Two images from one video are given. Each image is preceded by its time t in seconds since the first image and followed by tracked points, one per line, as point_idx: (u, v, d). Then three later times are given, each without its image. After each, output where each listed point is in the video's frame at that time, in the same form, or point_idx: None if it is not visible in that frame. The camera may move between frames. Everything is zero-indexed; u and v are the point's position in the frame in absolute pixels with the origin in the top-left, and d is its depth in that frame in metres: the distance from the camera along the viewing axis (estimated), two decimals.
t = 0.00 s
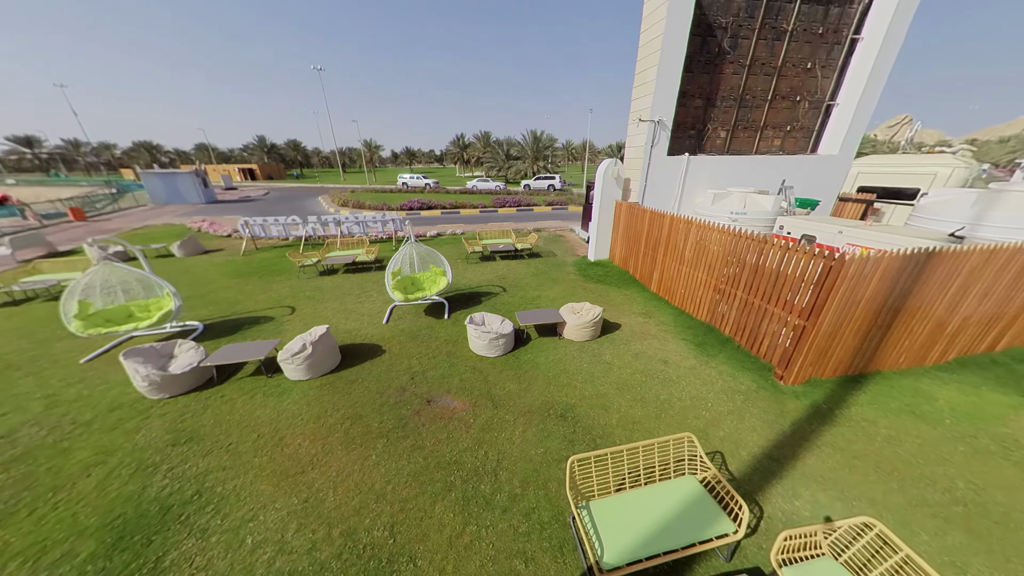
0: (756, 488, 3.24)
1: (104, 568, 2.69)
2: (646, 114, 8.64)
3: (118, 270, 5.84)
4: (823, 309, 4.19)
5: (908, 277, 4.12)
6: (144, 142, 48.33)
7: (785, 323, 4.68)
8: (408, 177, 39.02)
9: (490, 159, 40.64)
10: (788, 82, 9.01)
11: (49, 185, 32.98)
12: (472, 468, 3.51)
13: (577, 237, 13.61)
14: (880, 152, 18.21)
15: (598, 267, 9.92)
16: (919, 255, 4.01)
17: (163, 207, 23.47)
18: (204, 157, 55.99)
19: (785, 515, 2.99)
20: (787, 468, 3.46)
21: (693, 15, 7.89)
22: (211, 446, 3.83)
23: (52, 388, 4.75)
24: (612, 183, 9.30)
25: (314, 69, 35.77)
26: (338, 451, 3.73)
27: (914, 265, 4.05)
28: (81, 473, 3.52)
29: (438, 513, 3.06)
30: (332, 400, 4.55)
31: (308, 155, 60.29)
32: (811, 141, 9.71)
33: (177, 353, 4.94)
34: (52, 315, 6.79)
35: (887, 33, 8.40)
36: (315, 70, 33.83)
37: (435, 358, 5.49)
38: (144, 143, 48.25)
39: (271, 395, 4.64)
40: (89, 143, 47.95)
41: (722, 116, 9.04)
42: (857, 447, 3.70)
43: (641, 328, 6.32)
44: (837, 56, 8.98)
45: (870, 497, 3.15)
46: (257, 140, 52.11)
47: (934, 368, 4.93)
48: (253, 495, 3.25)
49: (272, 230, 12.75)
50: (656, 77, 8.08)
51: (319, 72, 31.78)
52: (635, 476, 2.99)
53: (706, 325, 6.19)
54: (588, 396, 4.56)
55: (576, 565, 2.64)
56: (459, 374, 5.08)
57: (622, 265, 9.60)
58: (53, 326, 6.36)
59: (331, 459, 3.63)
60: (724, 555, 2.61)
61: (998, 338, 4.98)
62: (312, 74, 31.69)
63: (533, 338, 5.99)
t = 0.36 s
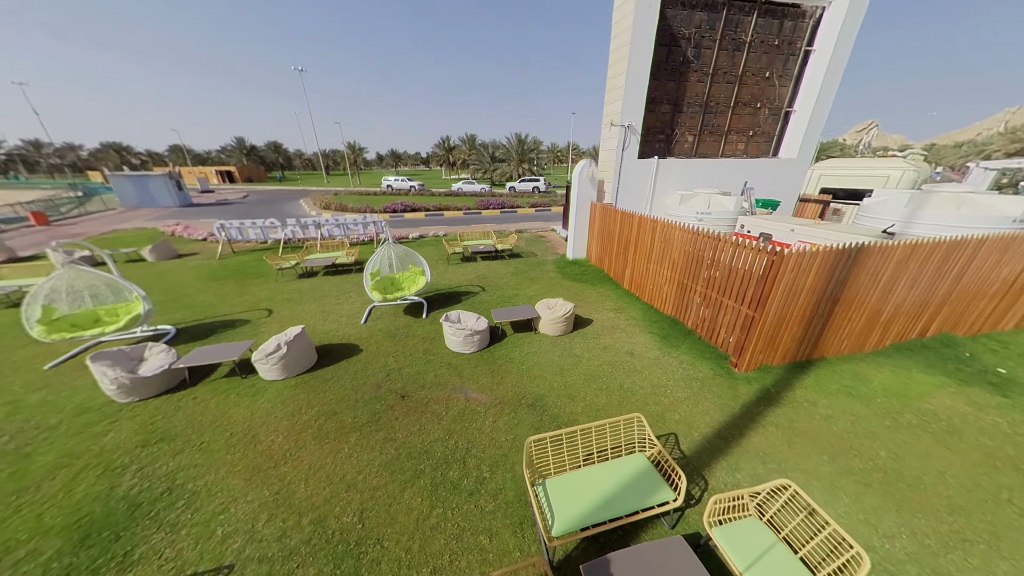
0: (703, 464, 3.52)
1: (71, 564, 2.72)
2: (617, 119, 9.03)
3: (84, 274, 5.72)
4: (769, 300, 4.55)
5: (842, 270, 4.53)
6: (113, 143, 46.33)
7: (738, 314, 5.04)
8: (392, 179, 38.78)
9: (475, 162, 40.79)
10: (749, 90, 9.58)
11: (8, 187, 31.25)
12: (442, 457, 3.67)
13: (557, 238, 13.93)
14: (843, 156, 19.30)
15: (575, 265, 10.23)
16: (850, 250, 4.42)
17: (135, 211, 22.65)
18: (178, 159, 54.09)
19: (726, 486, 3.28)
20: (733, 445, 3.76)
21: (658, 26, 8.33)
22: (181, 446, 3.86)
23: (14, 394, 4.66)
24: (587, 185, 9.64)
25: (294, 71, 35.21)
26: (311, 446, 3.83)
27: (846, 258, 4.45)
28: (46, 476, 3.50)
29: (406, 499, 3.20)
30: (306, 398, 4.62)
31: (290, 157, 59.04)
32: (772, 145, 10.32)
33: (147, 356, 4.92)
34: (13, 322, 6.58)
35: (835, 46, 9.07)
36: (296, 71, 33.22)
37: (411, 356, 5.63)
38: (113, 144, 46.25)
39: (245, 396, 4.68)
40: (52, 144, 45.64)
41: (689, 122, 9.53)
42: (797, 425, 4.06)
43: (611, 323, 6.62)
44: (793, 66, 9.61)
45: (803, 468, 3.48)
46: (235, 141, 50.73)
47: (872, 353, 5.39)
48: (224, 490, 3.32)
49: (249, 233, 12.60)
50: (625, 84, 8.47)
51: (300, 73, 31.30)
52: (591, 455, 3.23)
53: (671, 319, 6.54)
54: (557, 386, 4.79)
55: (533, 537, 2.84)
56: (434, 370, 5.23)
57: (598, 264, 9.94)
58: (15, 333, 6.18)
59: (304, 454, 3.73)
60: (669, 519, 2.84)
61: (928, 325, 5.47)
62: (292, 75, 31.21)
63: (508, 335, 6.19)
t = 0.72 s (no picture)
0: (656, 443, 3.82)
1: (38, 558, 2.77)
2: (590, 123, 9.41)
3: (49, 277, 5.59)
4: (720, 292, 4.93)
5: (784, 264, 4.96)
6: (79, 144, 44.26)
7: (694, 306, 5.40)
8: (377, 181, 38.54)
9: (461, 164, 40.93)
10: (713, 97, 10.14)
11: None
12: (412, 445, 3.84)
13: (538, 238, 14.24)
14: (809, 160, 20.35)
15: (554, 265, 10.53)
16: (790, 245, 4.84)
17: (103, 214, 21.77)
18: (151, 161, 52.08)
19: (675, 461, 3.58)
20: (684, 426, 4.09)
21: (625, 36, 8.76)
22: (152, 444, 3.90)
23: None
24: (563, 186, 9.97)
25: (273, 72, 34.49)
26: (284, 440, 3.93)
27: (787, 253, 4.88)
28: (10, 477, 3.49)
29: (376, 484, 3.37)
30: (281, 395, 4.70)
31: (270, 159, 57.65)
32: (736, 149, 10.92)
33: (117, 358, 4.90)
34: None
35: (790, 58, 9.73)
36: (275, 71, 32.69)
37: (388, 353, 5.78)
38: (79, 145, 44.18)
39: (219, 394, 4.73)
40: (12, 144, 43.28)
41: (658, 126, 10.01)
42: (744, 406, 4.41)
43: (583, 319, 6.93)
44: (753, 75, 10.24)
45: (745, 443, 3.82)
46: (212, 143, 49.25)
47: (818, 340, 5.86)
48: (195, 483, 3.40)
49: (225, 236, 12.39)
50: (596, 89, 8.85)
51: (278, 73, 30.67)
52: (550, 437, 3.47)
53: (640, 314, 6.89)
54: (527, 378, 5.03)
55: (494, 513, 3.05)
56: (410, 366, 5.39)
57: (575, 262, 10.26)
58: None
59: (276, 447, 3.83)
60: (619, 492, 3.07)
61: (867, 314, 5.98)
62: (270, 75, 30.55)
63: (484, 331, 6.40)
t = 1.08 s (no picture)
0: (611, 426, 4.09)
1: None
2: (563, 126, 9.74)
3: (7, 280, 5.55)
4: (674, 285, 5.27)
5: (732, 259, 5.35)
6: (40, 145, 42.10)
7: (653, 300, 5.74)
8: (360, 184, 38.17)
9: (446, 166, 40.95)
10: (680, 103, 10.66)
11: None
12: (380, 436, 3.99)
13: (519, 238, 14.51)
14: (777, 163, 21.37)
15: (532, 264, 10.81)
16: (736, 241, 5.24)
17: (67, 218, 20.84)
18: (120, 162, 49.94)
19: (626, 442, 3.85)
20: (638, 410, 4.38)
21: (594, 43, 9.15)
22: (116, 444, 3.91)
23: None
24: (539, 187, 10.24)
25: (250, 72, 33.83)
26: (253, 435, 4.01)
27: (734, 249, 5.27)
28: None
29: (342, 473, 3.50)
30: (251, 394, 4.77)
31: (249, 161, 56.12)
32: (703, 152, 11.48)
33: (81, 361, 4.85)
34: None
35: (748, 67, 10.36)
36: (254, 71, 32.05)
37: (361, 351, 5.88)
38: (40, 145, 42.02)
39: (188, 394, 4.75)
40: None
41: (628, 130, 10.44)
42: (696, 390, 4.74)
43: (555, 314, 7.20)
44: (716, 83, 10.83)
45: (692, 423, 4.14)
46: (187, 144, 47.67)
47: (769, 330, 6.30)
48: (160, 479, 3.46)
49: (198, 239, 12.15)
50: (567, 94, 9.19)
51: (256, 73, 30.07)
52: (509, 422, 3.68)
53: (609, 309, 7.21)
54: (495, 371, 5.24)
55: (453, 493, 3.24)
56: (382, 363, 5.52)
57: (551, 261, 10.55)
58: None
59: (245, 442, 3.92)
60: (571, 472, 3.31)
61: (813, 305, 6.47)
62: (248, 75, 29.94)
63: (458, 328, 6.59)
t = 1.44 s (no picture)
0: (567, 413, 4.32)
1: None
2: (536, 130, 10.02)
3: None
4: (633, 280, 5.57)
5: (686, 255, 5.69)
6: None
7: (615, 295, 6.03)
8: (343, 186, 37.67)
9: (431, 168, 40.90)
10: (648, 108, 11.13)
11: None
12: (344, 429, 4.09)
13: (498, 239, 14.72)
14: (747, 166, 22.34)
15: (509, 263, 11.02)
16: (689, 239, 5.57)
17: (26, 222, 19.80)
18: (86, 163, 47.63)
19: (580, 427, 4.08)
20: (595, 398, 4.63)
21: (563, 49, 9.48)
22: (72, 445, 3.87)
23: None
24: (514, 189, 10.47)
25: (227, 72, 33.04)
26: (215, 433, 4.05)
27: (687, 245, 5.61)
28: None
29: (303, 465, 3.60)
30: (216, 393, 4.77)
31: (226, 163, 54.46)
32: (672, 155, 11.98)
33: (35, 365, 4.75)
34: None
35: (710, 75, 10.93)
36: (230, 70, 31.26)
37: (332, 350, 5.94)
38: None
39: (150, 395, 4.72)
40: None
41: (600, 134, 10.82)
42: (651, 379, 5.03)
43: (526, 311, 7.43)
44: (682, 90, 11.36)
45: (643, 408, 4.41)
46: (159, 145, 45.92)
47: (725, 322, 6.69)
48: (117, 477, 3.47)
49: (168, 242, 11.84)
50: (539, 98, 9.48)
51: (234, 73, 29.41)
52: (467, 411, 3.85)
53: (578, 305, 7.49)
54: (463, 365, 5.41)
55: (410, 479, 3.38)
56: (352, 361, 5.60)
57: (528, 261, 10.79)
58: None
59: (206, 440, 3.95)
60: (525, 456, 3.54)
61: (765, 298, 6.91)
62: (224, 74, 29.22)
63: (430, 326, 6.72)
